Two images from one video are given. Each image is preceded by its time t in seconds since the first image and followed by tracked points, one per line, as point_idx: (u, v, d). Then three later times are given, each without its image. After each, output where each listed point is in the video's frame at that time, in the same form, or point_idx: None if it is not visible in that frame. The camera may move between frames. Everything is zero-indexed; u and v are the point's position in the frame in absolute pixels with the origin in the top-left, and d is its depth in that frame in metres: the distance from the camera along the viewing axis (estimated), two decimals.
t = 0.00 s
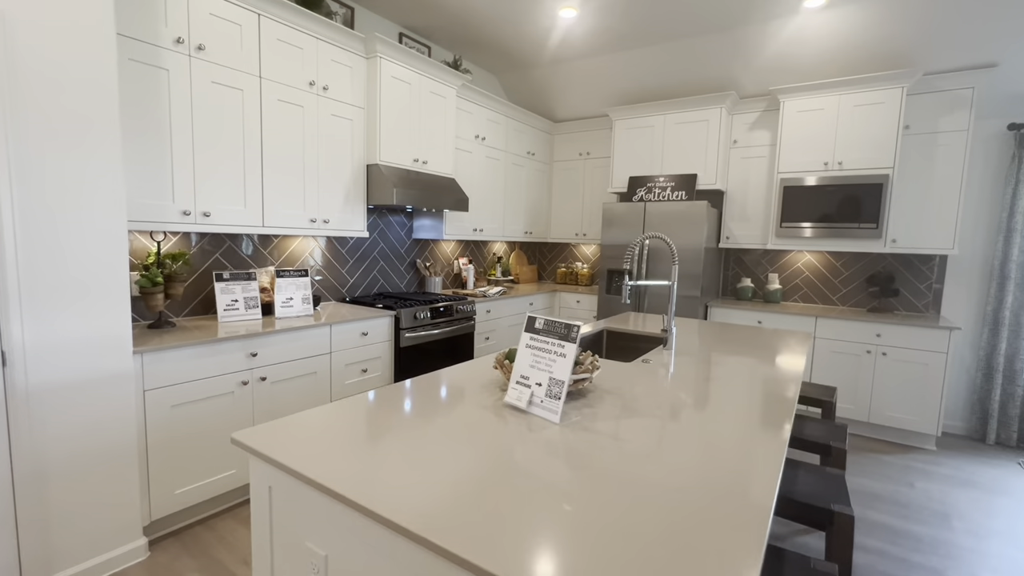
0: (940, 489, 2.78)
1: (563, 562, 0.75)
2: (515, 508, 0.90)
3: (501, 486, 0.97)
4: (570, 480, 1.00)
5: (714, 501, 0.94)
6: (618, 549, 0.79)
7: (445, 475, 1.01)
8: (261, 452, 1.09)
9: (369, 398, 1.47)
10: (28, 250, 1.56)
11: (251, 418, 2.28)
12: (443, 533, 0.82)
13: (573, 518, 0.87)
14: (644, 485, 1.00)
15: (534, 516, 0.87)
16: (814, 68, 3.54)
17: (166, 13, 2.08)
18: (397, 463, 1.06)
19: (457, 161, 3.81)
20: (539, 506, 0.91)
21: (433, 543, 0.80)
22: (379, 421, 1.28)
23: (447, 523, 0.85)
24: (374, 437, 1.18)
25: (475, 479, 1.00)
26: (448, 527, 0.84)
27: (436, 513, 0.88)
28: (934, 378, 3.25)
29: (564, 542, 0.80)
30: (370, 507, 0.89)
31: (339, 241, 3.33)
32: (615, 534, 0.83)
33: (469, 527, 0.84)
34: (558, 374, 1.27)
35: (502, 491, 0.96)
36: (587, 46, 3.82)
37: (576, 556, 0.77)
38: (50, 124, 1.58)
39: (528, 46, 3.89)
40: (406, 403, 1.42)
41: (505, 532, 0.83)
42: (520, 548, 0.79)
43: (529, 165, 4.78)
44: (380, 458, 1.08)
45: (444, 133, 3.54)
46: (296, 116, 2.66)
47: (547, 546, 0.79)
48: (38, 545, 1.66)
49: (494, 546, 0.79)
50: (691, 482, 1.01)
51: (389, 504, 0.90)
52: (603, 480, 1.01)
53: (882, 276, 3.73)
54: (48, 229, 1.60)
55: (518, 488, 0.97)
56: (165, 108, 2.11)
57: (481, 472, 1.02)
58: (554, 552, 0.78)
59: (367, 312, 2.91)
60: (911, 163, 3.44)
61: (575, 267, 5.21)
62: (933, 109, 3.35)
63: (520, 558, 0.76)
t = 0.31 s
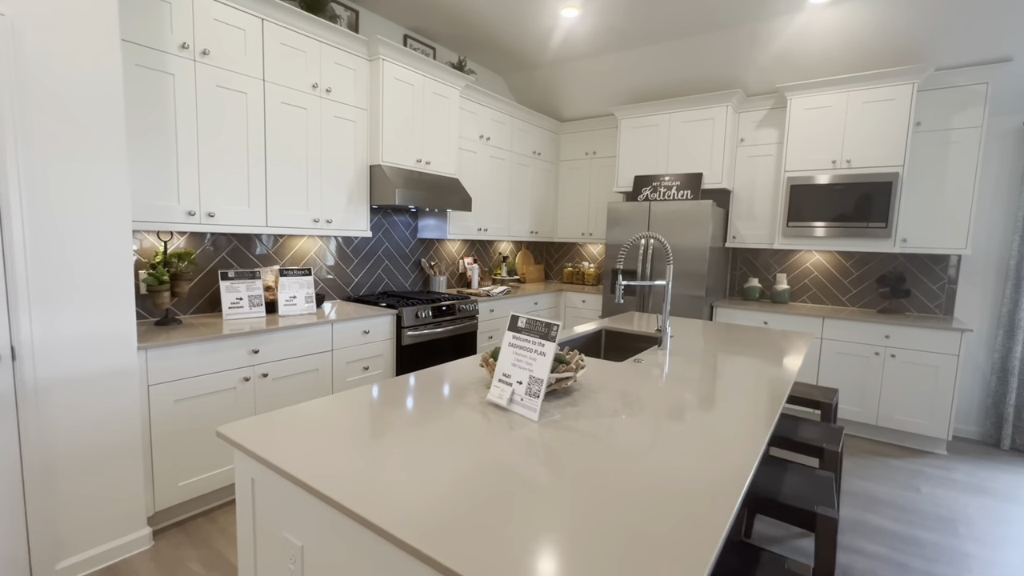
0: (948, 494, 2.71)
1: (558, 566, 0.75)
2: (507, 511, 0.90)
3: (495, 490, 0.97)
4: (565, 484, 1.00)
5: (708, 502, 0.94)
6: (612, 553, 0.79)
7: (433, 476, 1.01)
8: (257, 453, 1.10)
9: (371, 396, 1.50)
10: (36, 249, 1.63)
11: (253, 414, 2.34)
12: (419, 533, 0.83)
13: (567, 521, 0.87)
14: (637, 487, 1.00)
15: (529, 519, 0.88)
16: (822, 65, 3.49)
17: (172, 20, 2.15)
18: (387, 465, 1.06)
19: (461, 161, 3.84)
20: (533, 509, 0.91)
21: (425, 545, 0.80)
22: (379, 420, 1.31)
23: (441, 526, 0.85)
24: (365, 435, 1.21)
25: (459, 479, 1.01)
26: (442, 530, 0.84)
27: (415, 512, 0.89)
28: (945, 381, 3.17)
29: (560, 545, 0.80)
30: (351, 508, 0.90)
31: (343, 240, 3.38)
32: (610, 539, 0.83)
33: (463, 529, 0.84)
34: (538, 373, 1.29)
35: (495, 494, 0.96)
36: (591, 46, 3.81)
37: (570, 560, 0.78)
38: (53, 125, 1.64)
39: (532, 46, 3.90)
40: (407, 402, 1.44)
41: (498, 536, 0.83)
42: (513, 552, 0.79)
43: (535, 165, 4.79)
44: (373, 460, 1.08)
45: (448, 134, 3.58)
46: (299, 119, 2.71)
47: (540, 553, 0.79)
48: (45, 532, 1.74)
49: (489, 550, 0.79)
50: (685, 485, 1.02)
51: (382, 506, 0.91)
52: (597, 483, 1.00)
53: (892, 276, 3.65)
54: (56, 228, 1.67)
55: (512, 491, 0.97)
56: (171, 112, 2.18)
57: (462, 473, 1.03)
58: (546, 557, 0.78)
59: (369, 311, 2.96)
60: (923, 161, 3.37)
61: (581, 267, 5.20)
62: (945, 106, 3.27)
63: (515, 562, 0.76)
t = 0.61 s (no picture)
0: (952, 498, 2.67)
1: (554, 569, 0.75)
2: (488, 508, 0.91)
3: (469, 483, 1.00)
4: (562, 485, 1.00)
5: (680, 499, 0.96)
6: (608, 555, 0.79)
7: (427, 476, 1.02)
8: (253, 453, 1.11)
9: (376, 393, 1.53)
10: (46, 247, 1.70)
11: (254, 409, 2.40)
12: (382, 523, 0.86)
13: (547, 519, 0.88)
14: (634, 490, 1.00)
15: (525, 520, 0.88)
16: (828, 62, 3.44)
17: (177, 25, 2.21)
18: (383, 464, 1.07)
19: (464, 161, 3.88)
20: (530, 510, 0.91)
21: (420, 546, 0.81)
22: (381, 417, 1.33)
23: (436, 527, 0.85)
24: (349, 429, 1.25)
25: (431, 472, 1.04)
26: (438, 532, 0.84)
27: (384, 503, 0.92)
28: (952, 383, 3.12)
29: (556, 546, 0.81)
30: (341, 507, 0.91)
31: (347, 240, 3.43)
32: (606, 541, 0.83)
33: (460, 530, 0.85)
34: (520, 370, 1.32)
35: (491, 495, 0.96)
36: (593, 45, 3.82)
37: (566, 562, 0.77)
38: (61, 130, 1.71)
39: (535, 46, 3.92)
40: (408, 399, 1.47)
41: (494, 537, 0.83)
42: (510, 553, 0.79)
43: (539, 165, 4.81)
44: (371, 459, 1.09)
45: (450, 134, 3.61)
46: (302, 120, 2.77)
47: (535, 555, 0.79)
48: (54, 520, 1.81)
49: (485, 551, 0.79)
50: (683, 487, 1.01)
51: (377, 506, 0.91)
52: (595, 485, 1.00)
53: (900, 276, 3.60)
54: (64, 227, 1.74)
55: (509, 491, 0.97)
56: (175, 114, 2.25)
57: (435, 466, 1.07)
58: (541, 559, 0.78)
59: (371, 309, 3.00)
60: (931, 159, 3.31)
61: (586, 266, 5.20)
62: (954, 102, 3.21)
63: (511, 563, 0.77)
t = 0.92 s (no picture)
0: (958, 501, 2.62)
1: (552, 572, 0.74)
2: (457, 494, 0.94)
3: (444, 471, 1.03)
4: (563, 487, 0.99)
5: (646, 490, 0.98)
6: (590, 552, 0.79)
7: (409, 468, 1.05)
8: (241, 441, 1.16)
9: (381, 389, 1.56)
10: (60, 245, 1.79)
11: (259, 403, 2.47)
12: (353, 506, 0.90)
13: (513, 506, 0.91)
14: (603, 481, 1.02)
15: (524, 523, 0.86)
16: (835, 58, 3.40)
17: (186, 31, 2.29)
18: (381, 463, 1.06)
19: (469, 161, 3.92)
20: (530, 512, 0.89)
21: (416, 546, 0.79)
22: (382, 413, 1.34)
23: (432, 529, 0.83)
24: (336, 419, 1.30)
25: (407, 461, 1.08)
26: (433, 533, 0.83)
27: (358, 488, 0.96)
28: (961, 384, 3.06)
29: (555, 549, 0.79)
30: (321, 494, 0.94)
31: (353, 239, 3.50)
32: (605, 544, 0.81)
33: (458, 532, 0.83)
34: (503, 364, 1.36)
35: (490, 496, 0.94)
36: (597, 44, 3.82)
37: (538, 555, 0.78)
38: (73, 132, 1.79)
39: (539, 46, 3.94)
40: (412, 395, 1.49)
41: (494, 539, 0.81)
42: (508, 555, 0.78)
43: (545, 164, 4.83)
44: (369, 457, 1.08)
45: (455, 134, 3.66)
46: (308, 122, 2.83)
47: (534, 556, 0.78)
48: (68, 505, 1.90)
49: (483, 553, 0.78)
50: (659, 482, 1.02)
51: (374, 505, 0.91)
52: (597, 488, 0.98)
53: (910, 276, 3.53)
54: (78, 226, 1.82)
55: (509, 494, 0.95)
56: (184, 117, 2.33)
57: (413, 455, 1.10)
58: (519, 552, 0.78)
59: (374, 307, 3.06)
60: (941, 156, 3.25)
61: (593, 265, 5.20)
62: (965, 98, 3.15)
63: (509, 565, 0.75)
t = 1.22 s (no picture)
0: (968, 505, 2.56)
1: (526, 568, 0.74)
2: (434, 489, 0.95)
3: (424, 466, 1.05)
4: (562, 486, 0.98)
5: (622, 488, 0.98)
6: (556, 547, 0.80)
7: (390, 462, 1.06)
8: (232, 434, 1.20)
9: (378, 386, 1.58)
10: (71, 242, 1.85)
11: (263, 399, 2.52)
12: (330, 498, 0.92)
13: (488, 501, 0.92)
14: (580, 478, 1.02)
15: (523, 523, 0.86)
16: (845, 52, 3.34)
17: (192, 33, 2.35)
18: (370, 459, 1.08)
19: (474, 160, 3.94)
20: (522, 511, 0.89)
21: (416, 546, 0.79)
22: (374, 409, 1.36)
23: (404, 523, 0.85)
24: (326, 414, 1.32)
25: (389, 455, 1.09)
26: (405, 527, 0.84)
27: (337, 480, 0.98)
28: (974, 386, 2.99)
29: (555, 549, 0.79)
30: (300, 487, 0.96)
31: (359, 237, 3.54)
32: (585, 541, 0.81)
33: (439, 528, 0.83)
34: (491, 361, 1.38)
35: (489, 496, 0.94)
36: (603, 42, 3.81)
37: (507, 548, 0.79)
38: (82, 131, 1.84)
39: (545, 44, 3.94)
40: (407, 391, 1.50)
41: (493, 538, 0.81)
42: (508, 554, 0.78)
43: (552, 162, 4.82)
44: (368, 456, 1.08)
45: (459, 133, 3.68)
46: (312, 121, 2.87)
47: (534, 555, 0.77)
48: (77, 495, 1.96)
49: (482, 553, 0.78)
50: (637, 480, 1.02)
51: (374, 504, 0.91)
52: (597, 487, 0.98)
53: (923, 275, 3.45)
54: (87, 224, 1.88)
55: (507, 493, 0.95)
56: (190, 118, 2.38)
57: (395, 450, 1.12)
58: (486, 546, 0.79)
59: (378, 304, 3.10)
60: (954, 152, 3.17)
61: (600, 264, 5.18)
62: (980, 93, 3.07)
63: (508, 564, 0.75)
